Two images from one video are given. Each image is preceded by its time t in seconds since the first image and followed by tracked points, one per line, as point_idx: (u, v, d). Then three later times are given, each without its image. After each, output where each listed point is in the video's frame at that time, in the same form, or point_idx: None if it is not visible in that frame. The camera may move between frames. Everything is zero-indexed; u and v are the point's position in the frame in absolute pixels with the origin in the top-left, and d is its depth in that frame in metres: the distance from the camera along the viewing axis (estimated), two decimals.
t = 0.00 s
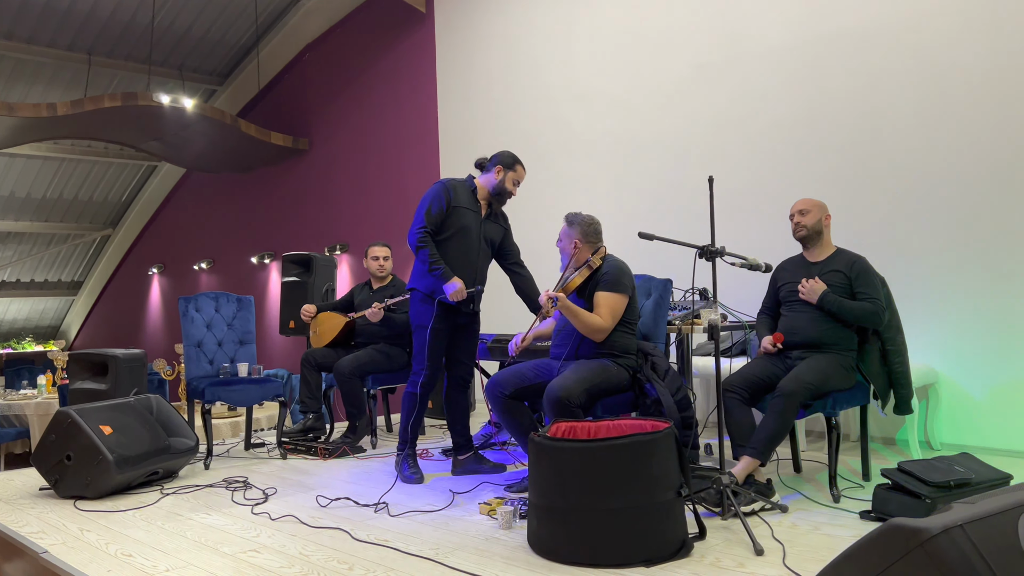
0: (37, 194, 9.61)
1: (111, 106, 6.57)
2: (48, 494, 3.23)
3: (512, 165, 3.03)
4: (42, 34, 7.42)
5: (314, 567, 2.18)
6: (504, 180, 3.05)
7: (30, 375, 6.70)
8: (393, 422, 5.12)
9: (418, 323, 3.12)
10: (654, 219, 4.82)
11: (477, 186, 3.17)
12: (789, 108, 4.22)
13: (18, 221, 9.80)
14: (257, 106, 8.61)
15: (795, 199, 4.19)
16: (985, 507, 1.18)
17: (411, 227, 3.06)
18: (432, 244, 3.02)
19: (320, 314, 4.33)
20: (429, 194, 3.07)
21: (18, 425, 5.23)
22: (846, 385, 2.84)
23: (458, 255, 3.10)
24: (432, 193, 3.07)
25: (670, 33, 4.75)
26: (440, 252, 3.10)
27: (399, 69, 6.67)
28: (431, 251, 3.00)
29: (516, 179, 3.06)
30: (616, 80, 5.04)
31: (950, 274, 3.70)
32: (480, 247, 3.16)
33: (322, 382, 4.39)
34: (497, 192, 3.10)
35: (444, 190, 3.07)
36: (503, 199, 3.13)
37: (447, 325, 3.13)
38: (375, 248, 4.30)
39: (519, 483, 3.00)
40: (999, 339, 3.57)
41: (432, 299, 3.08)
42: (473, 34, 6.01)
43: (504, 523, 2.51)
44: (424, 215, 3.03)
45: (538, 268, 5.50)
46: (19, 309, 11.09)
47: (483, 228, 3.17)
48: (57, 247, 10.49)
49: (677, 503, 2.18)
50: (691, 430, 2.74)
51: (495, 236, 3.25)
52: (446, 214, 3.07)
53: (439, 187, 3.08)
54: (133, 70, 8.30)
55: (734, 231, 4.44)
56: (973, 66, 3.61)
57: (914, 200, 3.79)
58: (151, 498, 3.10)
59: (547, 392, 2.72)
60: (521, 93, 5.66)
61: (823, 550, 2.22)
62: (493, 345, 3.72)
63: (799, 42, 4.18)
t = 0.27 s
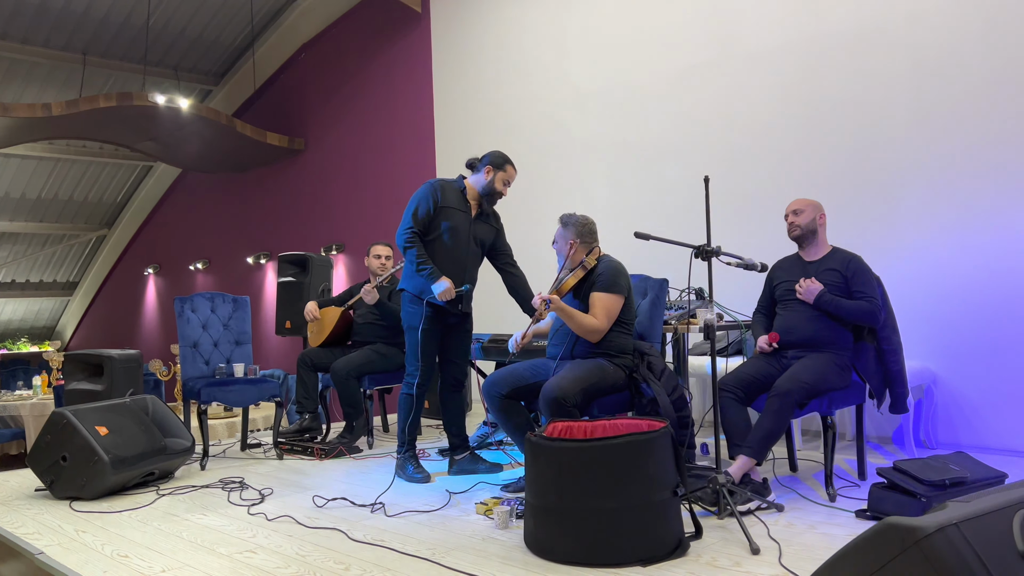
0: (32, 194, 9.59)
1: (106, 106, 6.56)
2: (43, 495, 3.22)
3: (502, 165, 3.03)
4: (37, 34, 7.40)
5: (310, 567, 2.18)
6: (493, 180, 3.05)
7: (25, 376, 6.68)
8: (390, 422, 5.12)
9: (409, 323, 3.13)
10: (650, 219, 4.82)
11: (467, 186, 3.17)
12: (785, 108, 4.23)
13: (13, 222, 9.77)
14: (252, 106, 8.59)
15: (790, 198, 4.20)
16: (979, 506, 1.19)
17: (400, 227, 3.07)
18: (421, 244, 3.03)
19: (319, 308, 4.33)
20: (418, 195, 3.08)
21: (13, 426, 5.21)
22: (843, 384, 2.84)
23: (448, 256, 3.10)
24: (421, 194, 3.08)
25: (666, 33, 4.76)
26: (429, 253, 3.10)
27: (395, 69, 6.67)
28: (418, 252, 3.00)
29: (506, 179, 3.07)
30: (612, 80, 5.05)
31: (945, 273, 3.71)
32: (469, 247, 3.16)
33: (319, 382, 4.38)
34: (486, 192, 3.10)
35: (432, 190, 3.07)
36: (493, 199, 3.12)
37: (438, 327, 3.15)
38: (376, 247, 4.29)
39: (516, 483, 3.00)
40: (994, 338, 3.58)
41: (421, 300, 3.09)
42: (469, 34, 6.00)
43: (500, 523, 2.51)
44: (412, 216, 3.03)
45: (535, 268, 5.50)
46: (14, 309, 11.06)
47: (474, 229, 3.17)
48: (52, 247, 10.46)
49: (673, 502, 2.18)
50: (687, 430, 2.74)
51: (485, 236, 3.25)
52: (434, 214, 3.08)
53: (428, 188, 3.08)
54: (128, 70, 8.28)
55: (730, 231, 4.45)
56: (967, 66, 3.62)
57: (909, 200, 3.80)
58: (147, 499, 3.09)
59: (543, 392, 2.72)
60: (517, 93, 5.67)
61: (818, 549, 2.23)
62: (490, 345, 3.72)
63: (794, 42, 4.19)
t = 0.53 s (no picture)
0: (28, 195, 9.56)
1: (101, 107, 6.54)
2: (39, 496, 3.22)
3: (483, 162, 3.07)
4: (32, 35, 7.39)
5: (306, 568, 2.18)
6: (475, 177, 3.09)
7: (21, 377, 6.66)
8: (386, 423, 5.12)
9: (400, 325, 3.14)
10: (646, 219, 4.83)
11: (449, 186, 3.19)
12: (780, 109, 4.24)
13: (8, 222, 9.75)
14: (248, 107, 8.58)
15: (786, 199, 4.21)
16: (973, 504, 1.21)
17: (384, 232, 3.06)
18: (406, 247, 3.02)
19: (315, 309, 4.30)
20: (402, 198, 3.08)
21: (8, 428, 5.20)
22: (838, 384, 2.86)
23: (435, 256, 3.11)
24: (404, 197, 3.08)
25: (662, 34, 4.77)
26: (416, 255, 3.10)
27: (391, 69, 6.66)
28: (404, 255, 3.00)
29: (488, 176, 3.10)
30: (608, 80, 5.05)
31: (940, 273, 3.72)
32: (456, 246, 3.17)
33: (315, 383, 4.38)
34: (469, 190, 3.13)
35: (416, 193, 3.08)
36: (476, 197, 3.15)
37: (431, 328, 3.16)
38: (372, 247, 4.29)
39: (512, 483, 3.01)
40: (989, 338, 3.59)
41: (410, 303, 3.09)
42: (466, 34, 6.01)
43: (496, 523, 2.51)
44: (396, 219, 3.03)
45: (531, 268, 5.50)
46: (9, 310, 11.03)
47: (458, 229, 3.19)
48: (47, 248, 10.44)
49: (669, 502, 2.19)
50: (683, 430, 2.75)
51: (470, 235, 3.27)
52: (420, 216, 3.08)
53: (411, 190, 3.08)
54: (124, 70, 8.26)
55: (726, 231, 4.46)
56: (962, 67, 3.64)
57: (904, 200, 3.82)
58: (143, 500, 3.09)
59: (539, 391, 2.72)
60: (513, 94, 5.67)
61: (814, 548, 2.23)
62: (485, 345, 3.72)
63: (790, 43, 4.21)
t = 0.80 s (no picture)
0: (24, 196, 9.55)
1: (97, 109, 6.54)
2: (35, 499, 3.21)
3: (462, 158, 3.10)
4: (28, 36, 7.38)
5: (302, 570, 2.18)
6: (458, 176, 3.12)
7: (16, 379, 6.65)
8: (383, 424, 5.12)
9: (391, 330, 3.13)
10: (642, 220, 4.84)
11: (429, 188, 3.20)
12: (776, 110, 4.25)
13: (4, 224, 9.73)
14: (245, 108, 8.58)
15: (782, 200, 4.22)
16: (968, 505, 1.22)
17: (373, 240, 3.03)
18: (398, 254, 3.00)
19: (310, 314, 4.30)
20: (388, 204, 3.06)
21: (4, 430, 5.19)
22: (834, 384, 2.87)
23: (426, 259, 3.13)
24: (390, 204, 3.05)
25: (659, 35, 4.77)
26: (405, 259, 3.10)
27: (388, 71, 6.67)
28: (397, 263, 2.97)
29: (467, 172, 3.13)
30: (604, 82, 5.06)
31: (935, 275, 3.74)
32: (444, 246, 3.20)
33: (311, 385, 4.38)
34: (452, 190, 3.15)
35: (402, 198, 3.07)
36: (457, 195, 3.18)
37: (426, 330, 3.17)
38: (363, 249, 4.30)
39: (509, 484, 3.01)
40: (985, 339, 3.60)
41: (402, 307, 3.09)
42: (462, 36, 6.01)
43: (493, 524, 2.51)
44: (386, 226, 3.01)
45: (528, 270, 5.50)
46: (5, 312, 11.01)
47: (443, 229, 3.20)
48: (44, 250, 10.42)
49: (665, 503, 2.19)
50: (680, 431, 2.77)
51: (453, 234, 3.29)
52: (408, 220, 3.07)
53: (396, 196, 3.06)
54: (120, 72, 8.25)
55: (722, 233, 4.47)
56: (957, 69, 3.65)
57: (900, 201, 3.83)
58: (139, 502, 3.09)
59: (536, 393, 2.73)
60: (510, 96, 5.68)
61: (809, 549, 2.24)
62: (483, 346, 3.73)
63: (786, 45, 4.22)
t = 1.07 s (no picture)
0: (20, 199, 9.53)
1: (93, 111, 6.53)
2: (31, 502, 3.20)
3: (444, 158, 3.16)
4: (24, 39, 7.37)
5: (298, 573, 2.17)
6: (442, 175, 3.17)
7: (12, 382, 6.63)
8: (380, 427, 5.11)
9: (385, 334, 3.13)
10: (639, 223, 4.84)
11: (414, 190, 3.21)
12: (772, 113, 4.26)
13: None
14: (242, 111, 8.57)
15: (778, 203, 4.23)
16: (961, 509, 1.27)
17: (367, 247, 3.03)
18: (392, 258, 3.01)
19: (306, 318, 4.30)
20: (378, 210, 3.05)
21: None
22: (830, 387, 2.88)
23: (419, 261, 3.14)
24: (381, 209, 3.05)
25: (655, 38, 4.78)
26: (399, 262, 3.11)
27: (385, 74, 6.67)
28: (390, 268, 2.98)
29: (450, 172, 3.19)
30: (601, 85, 5.07)
31: (931, 277, 3.75)
32: (435, 246, 3.23)
33: (308, 388, 4.38)
34: (437, 191, 3.19)
35: (393, 202, 3.07)
36: (442, 195, 3.22)
37: (422, 332, 3.18)
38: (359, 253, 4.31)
39: (505, 487, 3.01)
40: (981, 341, 3.61)
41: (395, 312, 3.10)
42: (459, 39, 6.02)
43: (490, 527, 2.51)
44: (381, 231, 3.01)
45: (524, 272, 5.50)
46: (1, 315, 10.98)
47: (432, 230, 3.22)
48: (40, 252, 10.40)
49: (661, 505, 2.20)
50: (676, 433, 2.76)
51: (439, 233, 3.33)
52: (400, 224, 3.08)
53: (387, 201, 3.06)
54: (117, 75, 8.25)
55: (718, 236, 4.48)
56: (952, 72, 3.67)
57: (896, 204, 3.84)
58: (135, 505, 3.08)
59: (532, 396, 2.73)
60: (506, 98, 5.68)
61: (805, 551, 2.24)
62: (479, 349, 3.73)
63: (782, 48, 4.23)
